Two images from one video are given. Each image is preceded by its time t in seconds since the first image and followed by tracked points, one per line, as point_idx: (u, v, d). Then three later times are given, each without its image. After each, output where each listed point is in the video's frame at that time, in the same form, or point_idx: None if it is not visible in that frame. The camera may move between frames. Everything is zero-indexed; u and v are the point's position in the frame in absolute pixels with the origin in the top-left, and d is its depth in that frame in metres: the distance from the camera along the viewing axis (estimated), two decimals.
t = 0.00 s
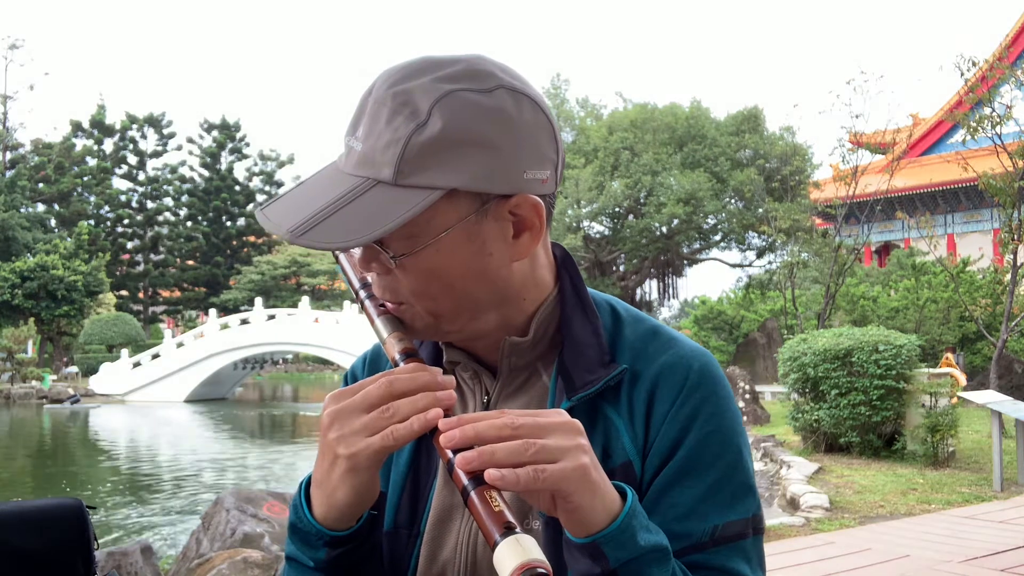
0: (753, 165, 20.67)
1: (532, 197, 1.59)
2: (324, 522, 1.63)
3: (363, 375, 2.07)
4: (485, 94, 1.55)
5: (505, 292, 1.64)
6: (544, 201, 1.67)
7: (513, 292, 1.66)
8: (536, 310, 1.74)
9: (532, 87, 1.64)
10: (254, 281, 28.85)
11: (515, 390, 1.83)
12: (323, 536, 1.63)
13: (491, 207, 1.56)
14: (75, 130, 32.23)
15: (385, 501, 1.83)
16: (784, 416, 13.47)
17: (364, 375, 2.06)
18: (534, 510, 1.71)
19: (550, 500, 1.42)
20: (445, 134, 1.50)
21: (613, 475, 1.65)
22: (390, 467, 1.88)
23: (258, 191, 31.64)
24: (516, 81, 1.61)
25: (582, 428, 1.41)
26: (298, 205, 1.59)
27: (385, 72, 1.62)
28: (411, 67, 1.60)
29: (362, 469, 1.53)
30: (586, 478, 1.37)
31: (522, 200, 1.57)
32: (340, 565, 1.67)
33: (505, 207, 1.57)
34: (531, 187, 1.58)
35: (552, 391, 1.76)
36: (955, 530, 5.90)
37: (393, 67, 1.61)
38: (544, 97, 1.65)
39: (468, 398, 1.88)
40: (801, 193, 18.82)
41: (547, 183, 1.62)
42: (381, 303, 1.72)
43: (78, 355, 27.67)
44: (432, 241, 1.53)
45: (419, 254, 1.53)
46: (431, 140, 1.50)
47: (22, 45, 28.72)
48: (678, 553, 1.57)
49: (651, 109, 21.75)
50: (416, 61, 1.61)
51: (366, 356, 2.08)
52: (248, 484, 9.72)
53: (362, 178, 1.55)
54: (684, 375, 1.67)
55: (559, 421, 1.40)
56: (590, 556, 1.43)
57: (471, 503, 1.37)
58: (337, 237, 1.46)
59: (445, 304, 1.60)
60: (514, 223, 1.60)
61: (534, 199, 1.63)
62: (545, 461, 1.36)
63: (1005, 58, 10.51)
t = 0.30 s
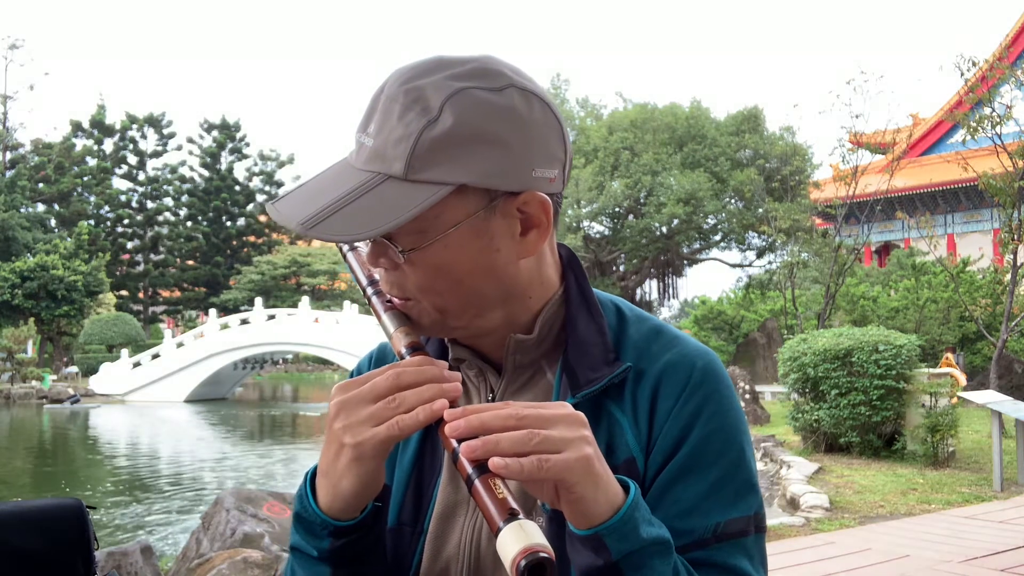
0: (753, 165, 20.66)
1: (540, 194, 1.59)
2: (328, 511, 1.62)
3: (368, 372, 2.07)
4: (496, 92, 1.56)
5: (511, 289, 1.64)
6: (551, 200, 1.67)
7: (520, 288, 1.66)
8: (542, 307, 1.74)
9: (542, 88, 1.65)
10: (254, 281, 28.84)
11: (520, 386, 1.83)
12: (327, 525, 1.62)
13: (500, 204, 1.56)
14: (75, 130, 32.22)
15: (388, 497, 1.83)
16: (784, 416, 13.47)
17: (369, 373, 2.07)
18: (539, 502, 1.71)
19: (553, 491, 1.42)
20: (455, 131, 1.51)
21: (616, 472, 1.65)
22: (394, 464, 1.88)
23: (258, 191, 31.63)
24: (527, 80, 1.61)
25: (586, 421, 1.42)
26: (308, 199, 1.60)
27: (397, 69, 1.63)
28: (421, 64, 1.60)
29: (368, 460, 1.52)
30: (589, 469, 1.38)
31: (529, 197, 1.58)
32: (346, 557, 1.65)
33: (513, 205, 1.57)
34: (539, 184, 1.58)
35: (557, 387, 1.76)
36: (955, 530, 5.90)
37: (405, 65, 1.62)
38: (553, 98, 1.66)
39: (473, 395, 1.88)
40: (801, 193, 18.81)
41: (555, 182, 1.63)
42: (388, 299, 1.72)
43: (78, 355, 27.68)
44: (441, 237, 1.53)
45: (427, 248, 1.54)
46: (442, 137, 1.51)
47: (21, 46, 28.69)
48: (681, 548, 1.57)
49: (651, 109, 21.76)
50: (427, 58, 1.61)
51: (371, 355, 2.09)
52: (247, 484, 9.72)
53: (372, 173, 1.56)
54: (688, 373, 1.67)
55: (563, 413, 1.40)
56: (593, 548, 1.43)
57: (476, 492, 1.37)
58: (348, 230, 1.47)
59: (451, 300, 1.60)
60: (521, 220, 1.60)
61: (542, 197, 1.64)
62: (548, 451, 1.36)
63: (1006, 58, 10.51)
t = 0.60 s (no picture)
0: (753, 165, 20.63)
1: (551, 193, 1.60)
2: (339, 494, 1.62)
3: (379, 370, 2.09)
4: (510, 93, 1.57)
5: (522, 285, 1.64)
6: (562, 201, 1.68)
7: (530, 286, 1.65)
8: (552, 305, 1.74)
9: (555, 90, 1.66)
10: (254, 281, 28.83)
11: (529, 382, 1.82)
12: (339, 508, 1.62)
13: (512, 201, 1.57)
14: (75, 130, 32.21)
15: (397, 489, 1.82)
16: (784, 416, 13.46)
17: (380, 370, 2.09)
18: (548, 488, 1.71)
19: (563, 474, 1.41)
20: (470, 129, 1.52)
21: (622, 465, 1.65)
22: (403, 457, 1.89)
23: (258, 191, 31.62)
24: (540, 83, 1.63)
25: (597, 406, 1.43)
26: (324, 194, 1.61)
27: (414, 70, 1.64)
28: (438, 64, 1.61)
29: (381, 442, 1.53)
30: (599, 451, 1.38)
31: (540, 195, 1.58)
32: (356, 540, 1.65)
33: (525, 202, 1.57)
34: (550, 183, 1.59)
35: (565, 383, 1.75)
36: (955, 530, 5.90)
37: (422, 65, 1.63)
38: (565, 101, 1.67)
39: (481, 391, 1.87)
40: (801, 193, 18.77)
41: (565, 183, 1.64)
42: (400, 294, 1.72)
43: (78, 355, 27.70)
44: (453, 231, 1.54)
45: (440, 243, 1.54)
46: (458, 133, 1.52)
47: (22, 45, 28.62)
48: (686, 540, 1.57)
49: (651, 109, 21.76)
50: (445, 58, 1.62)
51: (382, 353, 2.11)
52: (246, 484, 9.73)
53: (388, 168, 1.56)
54: (693, 369, 1.67)
55: (574, 397, 1.41)
56: (601, 533, 1.43)
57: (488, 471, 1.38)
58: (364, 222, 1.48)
59: (462, 296, 1.60)
60: (532, 218, 1.60)
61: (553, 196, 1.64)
62: (560, 432, 1.37)
63: (1005, 58, 10.51)
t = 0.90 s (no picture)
0: (754, 165, 20.62)
1: (562, 190, 1.61)
2: (352, 474, 1.63)
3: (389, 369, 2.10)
4: (525, 95, 1.59)
5: (533, 280, 1.65)
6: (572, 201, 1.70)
7: (540, 282, 1.67)
8: (562, 300, 1.74)
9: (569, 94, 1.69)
10: (254, 281, 28.82)
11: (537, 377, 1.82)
12: (351, 487, 1.63)
13: (524, 198, 1.59)
14: (75, 130, 32.22)
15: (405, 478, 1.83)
16: (784, 416, 13.46)
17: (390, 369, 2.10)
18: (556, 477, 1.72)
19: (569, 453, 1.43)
20: (486, 127, 1.54)
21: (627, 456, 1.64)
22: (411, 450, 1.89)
23: (258, 191, 31.59)
24: (553, 85, 1.65)
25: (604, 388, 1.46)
26: (341, 187, 1.63)
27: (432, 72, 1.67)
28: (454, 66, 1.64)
29: (394, 421, 1.55)
30: (605, 428, 1.40)
31: (551, 193, 1.60)
32: (368, 520, 1.66)
33: (536, 200, 1.59)
34: (561, 181, 1.61)
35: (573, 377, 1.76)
36: (955, 530, 5.90)
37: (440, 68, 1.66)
38: (578, 105, 1.69)
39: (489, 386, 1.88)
40: (801, 193, 18.76)
41: (576, 182, 1.65)
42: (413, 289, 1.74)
43: (78, 355, 27.72)
44: (467, 226, 1.56)
45: (454, 238, 1.56)
46: (473, 130, 1.54)
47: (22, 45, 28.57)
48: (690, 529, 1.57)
49: (651, 109, 21.77)
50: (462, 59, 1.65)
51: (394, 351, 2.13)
52: (247, 484, 9.73)
53: (405, 163, 1.59)
54: (698, 363, 1.67)
55: (583, 378, 1.44)
56: (606, 512, 1.44)
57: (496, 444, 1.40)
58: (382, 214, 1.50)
59: (474, 290, 1.62)
60: (543, 216, 1.61)
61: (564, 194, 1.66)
62: (567, 410, 1.39)
63: (1005, 58, 10.52)
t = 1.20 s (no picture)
0: (754, 165, 20.61)
1: (573, 191, 1.62)
2: (368, 460, 1.63)
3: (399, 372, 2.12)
4: (536, 99, 1.61)
5: (544, 280, 1.66)
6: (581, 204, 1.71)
7: (551, 282, 1.68)
8: (571, 300, 1.75)
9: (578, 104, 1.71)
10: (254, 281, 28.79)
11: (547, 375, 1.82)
12: (367, 473, 1.63)
13: (536, 198, 1.59)
14: (75, 130, 32.20)
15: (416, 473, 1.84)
16: (784, 416, 13.48)
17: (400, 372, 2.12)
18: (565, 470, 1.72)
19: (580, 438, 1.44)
20: (500, 129, 1.56)
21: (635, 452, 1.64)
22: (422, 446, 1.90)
23: (258, 191, 31.57)
24: (562, 92, 1.67)
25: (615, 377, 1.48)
26: (358, 191, 1.64)
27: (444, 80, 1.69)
28: (467, 74, 1.66)
29: (410, 407, 1.56)
30: (617, 413, 1.42)
31: (562, 192, 1.61)
32: (384, 506, 1.66)
33: (548, 200, 1.60)
34: (572, 182, 1.62)
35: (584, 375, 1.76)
36: (955, 530, 5.90)
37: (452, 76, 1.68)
38: (585, 112, 1.71)
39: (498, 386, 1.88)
40: (801, 193, 18.74)
41: (585, 184, 1.66)
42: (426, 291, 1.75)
43: (78, 355, 27.72)
44: (481, 225, 1.57)
45: (469, 236, 1.57)
46: (488, 133, 1.56)
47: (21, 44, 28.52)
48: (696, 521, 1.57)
49: (651, 109, 21.78)
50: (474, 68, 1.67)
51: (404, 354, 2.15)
52: (247, 484, 9.72)
53: (420, 166, 1.60)
54: (703, 361, 1.67)
55: (595, 366, 1.46)
56: (616, 497, 1.43)
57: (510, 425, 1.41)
58: (401, 211, 1.51)
59: (488, 289, 1.63)
60: (555, 216, 1.62)
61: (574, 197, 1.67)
62: (580, 394, 1.41)
63: (1006, 58, 10.51)
